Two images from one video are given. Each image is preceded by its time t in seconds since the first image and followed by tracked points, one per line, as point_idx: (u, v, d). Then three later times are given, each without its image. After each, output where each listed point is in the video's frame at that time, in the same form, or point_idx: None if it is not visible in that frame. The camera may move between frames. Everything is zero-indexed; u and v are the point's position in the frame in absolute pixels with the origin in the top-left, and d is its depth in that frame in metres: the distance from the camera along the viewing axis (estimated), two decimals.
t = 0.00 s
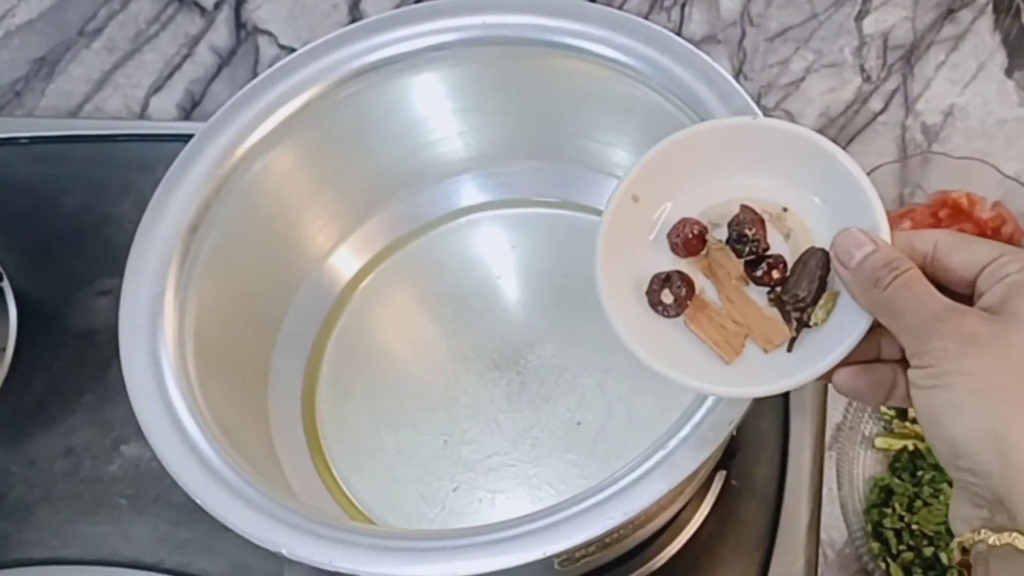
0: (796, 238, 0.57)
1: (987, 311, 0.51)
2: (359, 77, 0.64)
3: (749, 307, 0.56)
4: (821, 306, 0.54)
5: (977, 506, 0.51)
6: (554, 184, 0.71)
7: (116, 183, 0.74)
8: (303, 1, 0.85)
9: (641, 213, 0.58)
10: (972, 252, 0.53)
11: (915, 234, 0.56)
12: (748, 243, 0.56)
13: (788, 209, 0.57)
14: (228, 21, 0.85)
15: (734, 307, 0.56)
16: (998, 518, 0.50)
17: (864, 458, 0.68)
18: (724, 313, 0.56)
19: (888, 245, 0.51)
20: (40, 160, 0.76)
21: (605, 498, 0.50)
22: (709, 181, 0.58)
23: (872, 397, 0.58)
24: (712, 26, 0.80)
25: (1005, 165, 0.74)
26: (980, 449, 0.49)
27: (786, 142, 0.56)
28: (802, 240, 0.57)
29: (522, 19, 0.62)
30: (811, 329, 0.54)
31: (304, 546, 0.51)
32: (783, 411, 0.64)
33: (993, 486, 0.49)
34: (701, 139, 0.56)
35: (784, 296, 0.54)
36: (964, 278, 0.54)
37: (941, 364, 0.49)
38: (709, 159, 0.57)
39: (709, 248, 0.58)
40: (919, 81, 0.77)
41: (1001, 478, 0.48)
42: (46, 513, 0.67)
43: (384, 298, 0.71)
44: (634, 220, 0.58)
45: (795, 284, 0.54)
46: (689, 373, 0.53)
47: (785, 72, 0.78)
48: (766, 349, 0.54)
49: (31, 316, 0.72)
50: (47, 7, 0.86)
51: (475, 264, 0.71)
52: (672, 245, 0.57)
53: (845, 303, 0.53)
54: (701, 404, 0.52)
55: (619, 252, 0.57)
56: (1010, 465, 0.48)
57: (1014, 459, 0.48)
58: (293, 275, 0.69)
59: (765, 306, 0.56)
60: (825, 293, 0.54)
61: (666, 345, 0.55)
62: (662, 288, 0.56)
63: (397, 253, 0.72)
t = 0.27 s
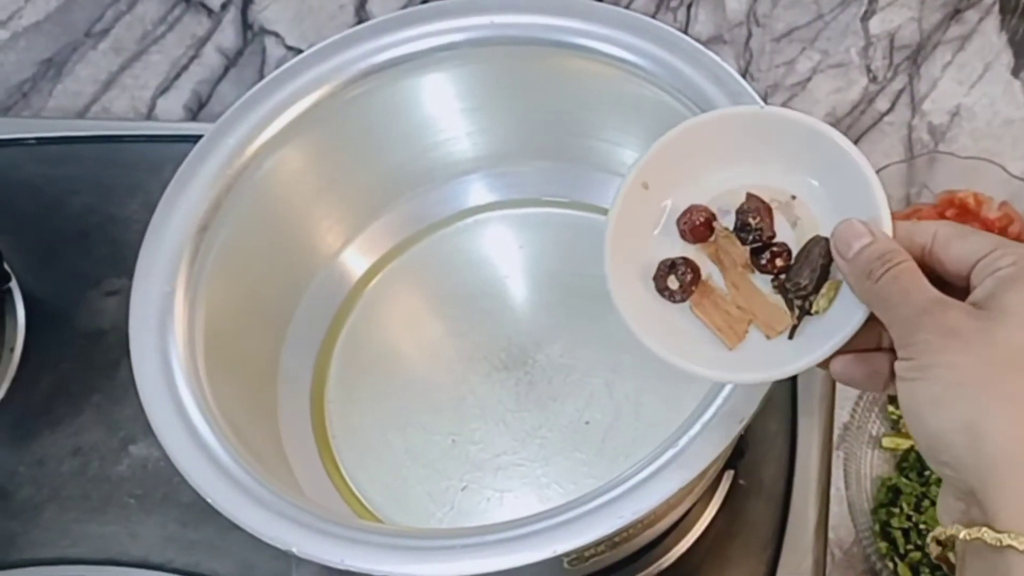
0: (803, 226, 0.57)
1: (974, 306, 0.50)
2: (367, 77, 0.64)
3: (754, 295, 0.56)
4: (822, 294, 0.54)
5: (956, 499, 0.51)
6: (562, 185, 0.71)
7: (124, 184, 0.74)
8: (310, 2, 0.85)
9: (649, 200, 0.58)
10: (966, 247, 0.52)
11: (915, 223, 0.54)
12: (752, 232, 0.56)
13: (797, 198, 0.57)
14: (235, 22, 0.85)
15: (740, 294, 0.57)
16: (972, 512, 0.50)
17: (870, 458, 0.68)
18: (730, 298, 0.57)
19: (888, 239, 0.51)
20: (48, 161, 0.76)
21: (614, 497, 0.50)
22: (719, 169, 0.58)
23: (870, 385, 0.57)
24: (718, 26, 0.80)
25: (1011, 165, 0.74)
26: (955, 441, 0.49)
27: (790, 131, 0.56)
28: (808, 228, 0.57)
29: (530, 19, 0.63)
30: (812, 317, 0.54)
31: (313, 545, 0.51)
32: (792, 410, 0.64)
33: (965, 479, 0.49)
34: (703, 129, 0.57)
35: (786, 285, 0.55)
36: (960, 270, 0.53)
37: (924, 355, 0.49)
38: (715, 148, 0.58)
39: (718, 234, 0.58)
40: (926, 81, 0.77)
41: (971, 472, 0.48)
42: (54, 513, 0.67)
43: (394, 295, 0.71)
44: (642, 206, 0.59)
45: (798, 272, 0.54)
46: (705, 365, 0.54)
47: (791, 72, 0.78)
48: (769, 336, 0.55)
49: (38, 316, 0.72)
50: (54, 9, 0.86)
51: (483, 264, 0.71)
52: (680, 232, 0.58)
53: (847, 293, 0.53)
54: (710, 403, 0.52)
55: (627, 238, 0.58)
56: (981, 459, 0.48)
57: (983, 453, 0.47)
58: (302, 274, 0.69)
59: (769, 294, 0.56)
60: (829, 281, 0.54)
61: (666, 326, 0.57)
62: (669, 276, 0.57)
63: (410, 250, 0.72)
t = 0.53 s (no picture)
0: (846, 212, 0.57)
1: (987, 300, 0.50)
2: (371, 75, 0.64)
3: (781, 284, 0.56)
4: (848, 293, 0.54)
5: (949, 489, 0.51)
6: (564, 184, 0.71)
7: (125, 182, 0.74)
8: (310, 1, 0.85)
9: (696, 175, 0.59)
10: (992, 245, 0.52)
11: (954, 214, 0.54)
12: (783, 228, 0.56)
13: (844, 182, 0.57)
14: (235, 21, 0.85)
15: (768, 281, 0.57)
16: (960, 502, 0.50)
17: (872, 456, 0.68)
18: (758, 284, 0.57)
19: (924, 234, 0.51)
20: (49, 159, 0.76)
21: (619, 494, 0.50)
22: (770, 147, 0.58)
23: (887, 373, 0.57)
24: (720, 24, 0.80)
25: (1013, 163, 0.74)
26: (947, 432, 0.49)
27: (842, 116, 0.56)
28: (853, 211, 0.57)
29: (534, 17, 0.63)
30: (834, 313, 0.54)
31: (318, 542, 0.51)
32: (795, 409, 0.64)
33: (955, 469, 0.49)
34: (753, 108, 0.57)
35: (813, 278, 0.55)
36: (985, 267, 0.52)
37: (928, 347, 0.49)
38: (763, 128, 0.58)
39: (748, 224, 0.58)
40: (927, 79, 0.77)
41: (962, 462, 0.49)
42: (57, 512, 0.67)
43: (399, 291, 0.71)
44: (689, 180, 0.59)
45: (827, 267, 0.55)
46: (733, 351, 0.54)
47: (793, 71, 0.78)
48: (797, 322, 0.55)
49: (40, 314, 0.71)
50: (54, 8, 0.86)
51: (486, 261, 0.71)
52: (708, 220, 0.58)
53: (872, 294, 0.54)
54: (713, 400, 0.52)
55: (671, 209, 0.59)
56: (971, 452, 0.48)
57: (975, 446, 0.48)
58: (306, 272, 0.69)
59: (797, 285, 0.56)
60: (854, 281, 0.54)
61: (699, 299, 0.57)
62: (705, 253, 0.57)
63: (417, 245, 0.72)
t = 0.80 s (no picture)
0: (834, 240, 0.58)
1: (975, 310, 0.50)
2: (378, 77, 0.64)
3: (767, 309, 0.56)
4: (833, 317, 0.54)
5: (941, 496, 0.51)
6: (568, 186, 0.72)
7: (131, 185, 0.75)
8: (316, 4, 0.85)
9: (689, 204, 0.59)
10: (976, 257, 0.53)
11: (942, 235, 0.55)
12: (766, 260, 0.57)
13: (830, 211, 0.58)
14: (241, 24, 0.85)
15: (753, 312, 0.57)
16: (953, 509, 0.49)
17: (876, 457, 0.67)
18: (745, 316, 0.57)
19: (911, 252, 0.51)
20: (55, 162, 0.76)
21: (625, 495, 0.50)
22: (758, 176, 0.59)
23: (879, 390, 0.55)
24: (723, 26, 0.80)
25: (1016, 165, 0.74)
26: (936, 437, 0.49)
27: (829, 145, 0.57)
28: (840, 240, 0.58)
29: (540, 19, 0.63)
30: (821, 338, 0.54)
31: (326, 542, 0.51)
32: (800, 411, 0.64)
33: (948, 475, 0.49)
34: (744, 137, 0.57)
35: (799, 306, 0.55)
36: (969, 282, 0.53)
37: (919, 355, 0.49)
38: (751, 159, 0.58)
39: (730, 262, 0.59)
40: (931, 81, 0.77)
41: (954, 468, 0.48)
42: (63, 513, 0.67)
43: (402, 293, 0.71)
44: (677, 211, 0.59)
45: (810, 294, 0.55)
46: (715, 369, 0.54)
47: (797, 73, 0.78)
48: (785, 346, 0.55)
49: (46, 317, 0.72)
50: (60, 11, 0.87)
51: (492, 264, 0.71)
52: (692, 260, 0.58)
53: (857, 317, 0.54)
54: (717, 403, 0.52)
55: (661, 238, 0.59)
56: (964, 456, 0.48)
57: (967, 451, 0.48)
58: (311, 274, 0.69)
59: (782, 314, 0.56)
60: (838, 307, 0.55)
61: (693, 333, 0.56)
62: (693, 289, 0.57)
63: (421, 246, 0.72)
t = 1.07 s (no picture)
0: (801, 252, 0.59)
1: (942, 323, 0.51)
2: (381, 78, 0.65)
3: (734, 321, 0.57)
4: (802, 330, 0.55)
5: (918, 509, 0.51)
6: (575, 184, 0.73)
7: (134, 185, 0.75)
8: (318, 4, 0.85)
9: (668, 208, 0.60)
10: (945, 271, 0.53)
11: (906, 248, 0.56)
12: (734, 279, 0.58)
13: (797, 224, 0.60)
14: (244, 25, 0.85)
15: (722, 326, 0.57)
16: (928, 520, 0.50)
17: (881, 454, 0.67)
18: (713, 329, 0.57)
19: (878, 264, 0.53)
20: (59, 162, 0.76)
21: (630, 491, 0.50)
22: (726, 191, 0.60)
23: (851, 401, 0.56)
24: (725, 28, 0.80)
25: (1017, 166, 0.75)
26: (911, 447, 0.49)
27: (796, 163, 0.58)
28: (807, 254, 0.59)
29: (543, 19, 0.63)
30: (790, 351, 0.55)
31: (330, 538, 0.51)
32: (801, 410, 0.64)
33: (922, 486, 0.49)
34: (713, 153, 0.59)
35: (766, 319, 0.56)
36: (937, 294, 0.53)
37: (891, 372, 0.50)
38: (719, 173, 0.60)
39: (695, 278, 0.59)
40: (932, 82, 0.77)
41: (927, 480, 0.49)
42: (69, 510, 0.67)
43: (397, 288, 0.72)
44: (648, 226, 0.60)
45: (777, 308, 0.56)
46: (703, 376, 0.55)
47: (798, 74, 0.79)
48: (754, 358, 0.55)
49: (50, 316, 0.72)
50: (63, 12, 0.87)
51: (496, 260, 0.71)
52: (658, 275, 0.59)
53: (825, 329, 0.55)
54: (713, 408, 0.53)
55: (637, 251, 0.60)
56: (936, 470, 0.48)
57: (944, 462, 0.48)
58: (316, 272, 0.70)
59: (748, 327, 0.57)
60: (808, 320, 0.56)
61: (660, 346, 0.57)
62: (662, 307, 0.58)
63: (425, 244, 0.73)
